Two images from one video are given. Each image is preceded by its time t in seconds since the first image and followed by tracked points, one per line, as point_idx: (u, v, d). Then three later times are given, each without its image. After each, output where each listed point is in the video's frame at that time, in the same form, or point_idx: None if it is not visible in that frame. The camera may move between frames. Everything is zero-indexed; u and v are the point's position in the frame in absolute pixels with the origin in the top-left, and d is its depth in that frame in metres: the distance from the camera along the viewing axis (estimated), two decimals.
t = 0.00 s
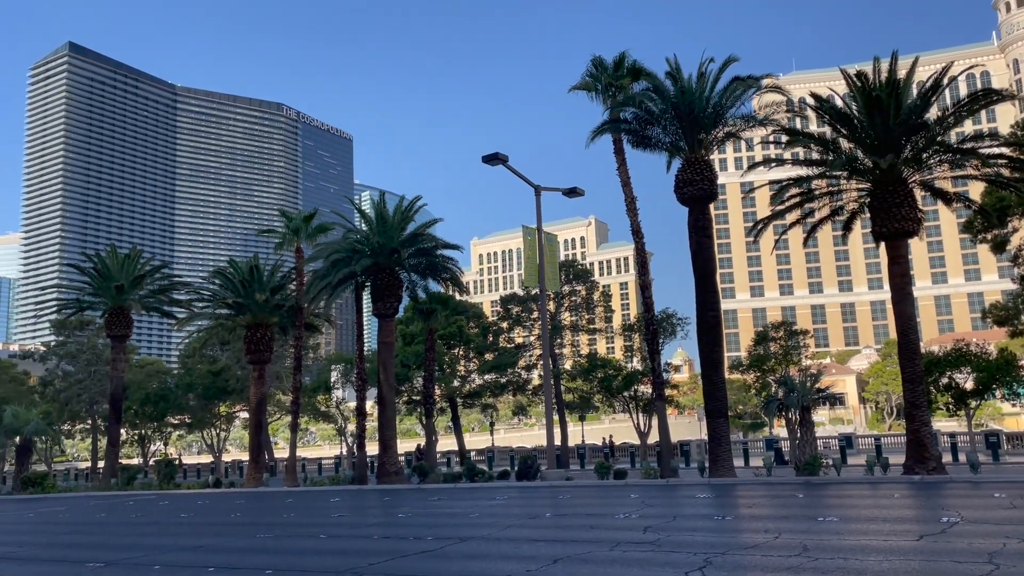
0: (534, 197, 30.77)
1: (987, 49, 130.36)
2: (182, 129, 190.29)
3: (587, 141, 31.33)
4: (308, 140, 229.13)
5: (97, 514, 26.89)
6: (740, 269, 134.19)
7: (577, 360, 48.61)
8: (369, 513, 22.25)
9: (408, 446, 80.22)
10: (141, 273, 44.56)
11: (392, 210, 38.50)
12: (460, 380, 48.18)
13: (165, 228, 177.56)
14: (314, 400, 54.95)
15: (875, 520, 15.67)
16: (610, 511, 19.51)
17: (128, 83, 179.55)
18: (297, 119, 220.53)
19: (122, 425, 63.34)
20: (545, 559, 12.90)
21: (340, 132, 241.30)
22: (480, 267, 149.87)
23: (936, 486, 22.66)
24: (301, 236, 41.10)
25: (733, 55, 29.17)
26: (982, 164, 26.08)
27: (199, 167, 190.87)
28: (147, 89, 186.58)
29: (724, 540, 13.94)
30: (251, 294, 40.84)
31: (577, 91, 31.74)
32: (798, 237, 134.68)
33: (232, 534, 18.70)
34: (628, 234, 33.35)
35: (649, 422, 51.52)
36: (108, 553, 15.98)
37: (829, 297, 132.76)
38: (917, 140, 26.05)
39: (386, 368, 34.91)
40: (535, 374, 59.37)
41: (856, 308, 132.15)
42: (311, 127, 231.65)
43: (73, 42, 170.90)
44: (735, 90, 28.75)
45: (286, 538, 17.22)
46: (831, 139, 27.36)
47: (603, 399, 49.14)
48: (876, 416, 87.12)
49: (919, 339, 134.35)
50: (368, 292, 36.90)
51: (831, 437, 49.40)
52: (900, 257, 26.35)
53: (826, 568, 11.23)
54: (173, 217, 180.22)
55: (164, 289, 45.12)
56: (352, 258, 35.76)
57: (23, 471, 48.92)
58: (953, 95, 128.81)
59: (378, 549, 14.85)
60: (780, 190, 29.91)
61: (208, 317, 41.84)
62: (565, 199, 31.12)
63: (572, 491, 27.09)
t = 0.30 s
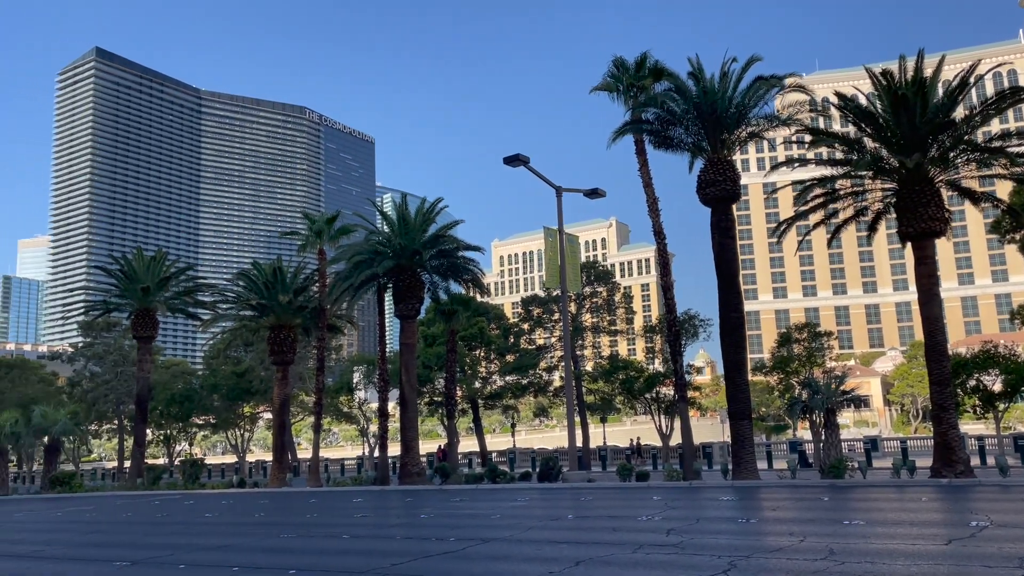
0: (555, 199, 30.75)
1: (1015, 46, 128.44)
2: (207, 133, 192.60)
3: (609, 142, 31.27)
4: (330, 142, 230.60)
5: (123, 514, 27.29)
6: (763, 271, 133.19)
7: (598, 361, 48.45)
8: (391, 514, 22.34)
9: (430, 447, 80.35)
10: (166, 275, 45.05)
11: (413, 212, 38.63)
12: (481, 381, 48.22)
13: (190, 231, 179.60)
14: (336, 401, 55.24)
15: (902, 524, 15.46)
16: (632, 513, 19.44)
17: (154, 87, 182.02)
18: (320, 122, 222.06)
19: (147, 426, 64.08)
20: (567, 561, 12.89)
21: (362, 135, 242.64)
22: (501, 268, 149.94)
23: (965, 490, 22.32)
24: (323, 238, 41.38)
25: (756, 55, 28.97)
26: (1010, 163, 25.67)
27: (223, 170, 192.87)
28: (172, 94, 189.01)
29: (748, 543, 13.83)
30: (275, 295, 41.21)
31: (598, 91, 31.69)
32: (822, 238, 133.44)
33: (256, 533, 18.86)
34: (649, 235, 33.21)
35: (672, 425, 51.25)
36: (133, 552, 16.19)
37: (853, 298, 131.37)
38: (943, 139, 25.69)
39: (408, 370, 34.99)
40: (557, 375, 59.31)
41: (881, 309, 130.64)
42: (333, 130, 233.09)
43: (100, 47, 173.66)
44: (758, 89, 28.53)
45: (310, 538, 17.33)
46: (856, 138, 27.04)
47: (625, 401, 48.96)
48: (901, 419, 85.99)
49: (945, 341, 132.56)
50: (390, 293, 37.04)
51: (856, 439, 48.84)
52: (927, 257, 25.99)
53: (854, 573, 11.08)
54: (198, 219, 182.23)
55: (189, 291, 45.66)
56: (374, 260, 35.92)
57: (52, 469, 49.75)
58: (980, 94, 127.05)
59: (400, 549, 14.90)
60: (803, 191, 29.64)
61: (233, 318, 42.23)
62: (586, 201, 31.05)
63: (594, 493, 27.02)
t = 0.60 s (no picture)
0: (580, 200, 30.69)
1: None
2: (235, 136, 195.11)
3: (634, 142, 31.12)
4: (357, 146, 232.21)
5: (154, 513, 27.69)
6: (791, 272, 131.75)
7: (624, 363, 48.21)
8: (416, 514, 22.44)
9: (456, 448, 80.60)
10: (196, 278, 45.60)
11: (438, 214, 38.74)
12: (506, 383, 48.17)
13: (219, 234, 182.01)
14: (363, 402, 55.60)
15: (935, 529, 15.19)
16: (658, 516, 19.29)
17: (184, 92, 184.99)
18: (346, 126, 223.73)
19: (178, 426, 64.99)
20: (593, 563, 12.84)
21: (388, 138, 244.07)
22: (527, 270, 149.93)
23: (1000, 495, 21.84)
24: (350, 240, 41.70)
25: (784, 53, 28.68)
26: None
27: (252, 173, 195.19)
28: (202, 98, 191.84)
29: (776, 547, 13.66)
30: (302, 296, 41.61)
31: (624, 92, 31.57)
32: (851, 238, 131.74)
33: (284, 533, 19.04)
34: (675, 236, 32.99)
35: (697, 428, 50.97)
36: (163, 551, 16.41)
37: (884, 300, 129.44)
38: (976, 137, 25.27)
39: (434, 371, 35.12)
40: (582, 377, 59.25)
41: (913, 310, 128.66)
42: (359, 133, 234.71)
43: (131, 53, 176.78)
44: (786, 88, 28.26)
45: (336, 539, 17.43)
46: (887, 137, 26.66)
47: (651, 403, 48.71)
48: (934, 422, 84.50)
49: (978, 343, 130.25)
50: (416, 295, 37.20)
51: (887, 443, 48.11)
52: (959, 257, 25.58)
53: None
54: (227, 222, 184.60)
55: (218, 293, 46.21)
56: (400, 262, 36.11)
57: (85, 469, 50.67)
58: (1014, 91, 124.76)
59: (427, 550, 14.93)
60: (832, 191, 29.22)
61: (261, 320, 42.63)
62: (612, 202, 30.92)
63: (620, 495, 26.89)
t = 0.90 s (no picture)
0: (609, 201, 30.52)
1: None
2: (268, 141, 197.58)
3: (663, 142, 30.90)
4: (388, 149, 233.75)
5: (187, 512, 28.07)
6: (825, 273, 129.95)
7: (654, 365, 47.81)
8: (445, 516, 22.50)
9: (486, 450, 80.74)
10: (228, 280, 46.20)
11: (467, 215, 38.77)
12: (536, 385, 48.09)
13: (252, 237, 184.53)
14: (393, 404, 55.92)
15: (975, 535, 14.79)
16: (689, 519, 19.08)
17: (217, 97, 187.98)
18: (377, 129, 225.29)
19: (213, 427, 65.81)
20: (621, 567, 12.70)
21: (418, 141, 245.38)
22: (556, 272, 149.71)
23: None
24: (379, 242, 41.96)
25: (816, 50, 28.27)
26: None
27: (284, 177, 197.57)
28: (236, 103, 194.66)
29: (809, 552, 13.39)
30: (332, 299, 41.95)
31: (653, 92, 31.35)
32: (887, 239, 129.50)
33: (314, 534, 19.19)
34: (705, 237, 32.68)
35: (730, 431, 50.44)
36: (196, 551, 16.64)
37: (921, 301, 126.92)
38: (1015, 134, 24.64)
39: (463, 373, 35.20)
40: (612, 380, 58.96)
41: (950, 312, 126.11)
42: (390, 137, 236.28)
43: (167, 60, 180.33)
44: (818, 86, 27.85)
45: (366, 540, 17.51)
46: (923, 134, 26.14)
47: (682, 406, 48.30)
48: (973, 426, 82.66)
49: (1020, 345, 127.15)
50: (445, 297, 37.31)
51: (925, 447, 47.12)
52: (997, 257, 25.00)
53: None
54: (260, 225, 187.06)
55: (250, 295, 46.84)
56: (429, 264, 36.26)
57: (122, 469, 51.54)
58: None
59: (455, 552, 14.92)
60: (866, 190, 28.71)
61: (292, 322, 43.02)
62: (641, 203, 30.73)
63: (651, 499, 26.63)
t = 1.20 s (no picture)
0: (642, 201, 30.29)
1: None
2: (303, 145, 200.03)
3: (697, 142, 30.66)
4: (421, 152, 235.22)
5: (225, 512, 28.47)
6: (864, 273, 127.87)
7: (689, 367, 47.39)
8: (478, 517, 22.56)
9: (520, 451, 80.58)
10: (265, 282, 46.84)
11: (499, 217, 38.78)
12: (570, 387, 47.98)
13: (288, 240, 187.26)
14: (427, 406, 56.20)
15: (1021, 540, 14.44)
16: (726, 524, 18.87)
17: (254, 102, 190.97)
18: (411, 132, 226.46)
19: (250, 428, 66.68)
20: (657, 571, 12.57)
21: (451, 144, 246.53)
22: (589, 274, 149.25)
23: None
24: (412, 244, 42.20)
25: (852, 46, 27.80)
26: None
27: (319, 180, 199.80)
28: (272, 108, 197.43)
29: (848, 557, 13.17)
30: (366, 301, 42.32)
31: (686, 91, 31.12)
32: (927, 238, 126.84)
33: (349, 534, 19.31)
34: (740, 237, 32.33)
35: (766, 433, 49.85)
36: (234, 550, 16.89)
37: (964, 301, 124.00)
38: None
39: (496, 374, 35.26)
40: (646, 383, 58.63)
41: (994, 312, 123.04)
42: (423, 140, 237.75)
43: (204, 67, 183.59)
44: (855, 83, 27.41)
45: (400, 540, 17.58)
46: (964, 132, 25.59)
47: (718, 408, 47.82)
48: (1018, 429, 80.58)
49: None
50: (478, 298, 37.42)
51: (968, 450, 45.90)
52: None
53: None
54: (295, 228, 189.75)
55: (286, 298, 47.43)
56: (462, 265, 36.41)
57: (162, 469, 52.44)
58: None
59: (489, 553, 14.96)
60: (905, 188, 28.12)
61: (327, 324, 43.39)
62: (675, 203, 30.47)
63: (686, 502, 26.37)
